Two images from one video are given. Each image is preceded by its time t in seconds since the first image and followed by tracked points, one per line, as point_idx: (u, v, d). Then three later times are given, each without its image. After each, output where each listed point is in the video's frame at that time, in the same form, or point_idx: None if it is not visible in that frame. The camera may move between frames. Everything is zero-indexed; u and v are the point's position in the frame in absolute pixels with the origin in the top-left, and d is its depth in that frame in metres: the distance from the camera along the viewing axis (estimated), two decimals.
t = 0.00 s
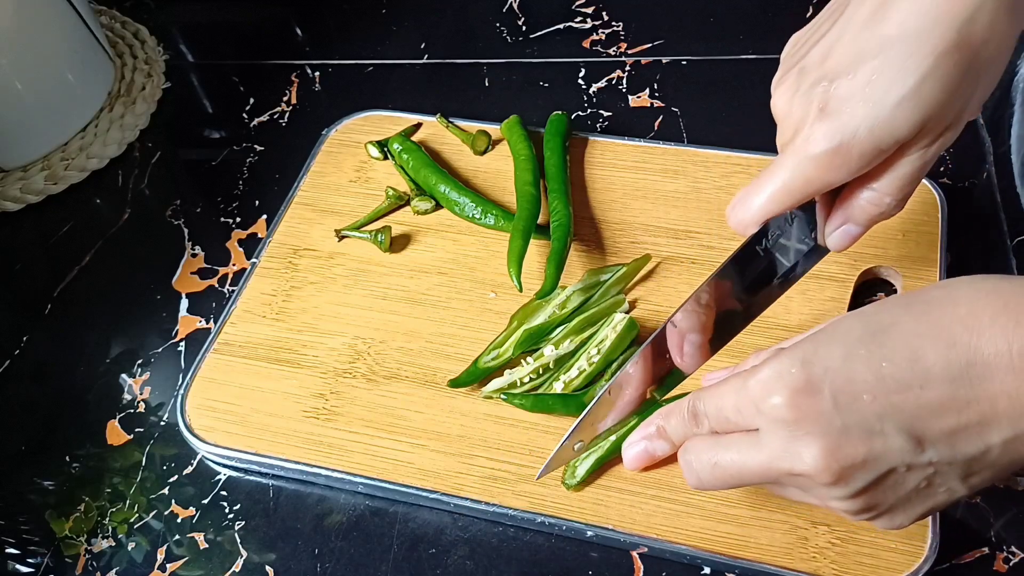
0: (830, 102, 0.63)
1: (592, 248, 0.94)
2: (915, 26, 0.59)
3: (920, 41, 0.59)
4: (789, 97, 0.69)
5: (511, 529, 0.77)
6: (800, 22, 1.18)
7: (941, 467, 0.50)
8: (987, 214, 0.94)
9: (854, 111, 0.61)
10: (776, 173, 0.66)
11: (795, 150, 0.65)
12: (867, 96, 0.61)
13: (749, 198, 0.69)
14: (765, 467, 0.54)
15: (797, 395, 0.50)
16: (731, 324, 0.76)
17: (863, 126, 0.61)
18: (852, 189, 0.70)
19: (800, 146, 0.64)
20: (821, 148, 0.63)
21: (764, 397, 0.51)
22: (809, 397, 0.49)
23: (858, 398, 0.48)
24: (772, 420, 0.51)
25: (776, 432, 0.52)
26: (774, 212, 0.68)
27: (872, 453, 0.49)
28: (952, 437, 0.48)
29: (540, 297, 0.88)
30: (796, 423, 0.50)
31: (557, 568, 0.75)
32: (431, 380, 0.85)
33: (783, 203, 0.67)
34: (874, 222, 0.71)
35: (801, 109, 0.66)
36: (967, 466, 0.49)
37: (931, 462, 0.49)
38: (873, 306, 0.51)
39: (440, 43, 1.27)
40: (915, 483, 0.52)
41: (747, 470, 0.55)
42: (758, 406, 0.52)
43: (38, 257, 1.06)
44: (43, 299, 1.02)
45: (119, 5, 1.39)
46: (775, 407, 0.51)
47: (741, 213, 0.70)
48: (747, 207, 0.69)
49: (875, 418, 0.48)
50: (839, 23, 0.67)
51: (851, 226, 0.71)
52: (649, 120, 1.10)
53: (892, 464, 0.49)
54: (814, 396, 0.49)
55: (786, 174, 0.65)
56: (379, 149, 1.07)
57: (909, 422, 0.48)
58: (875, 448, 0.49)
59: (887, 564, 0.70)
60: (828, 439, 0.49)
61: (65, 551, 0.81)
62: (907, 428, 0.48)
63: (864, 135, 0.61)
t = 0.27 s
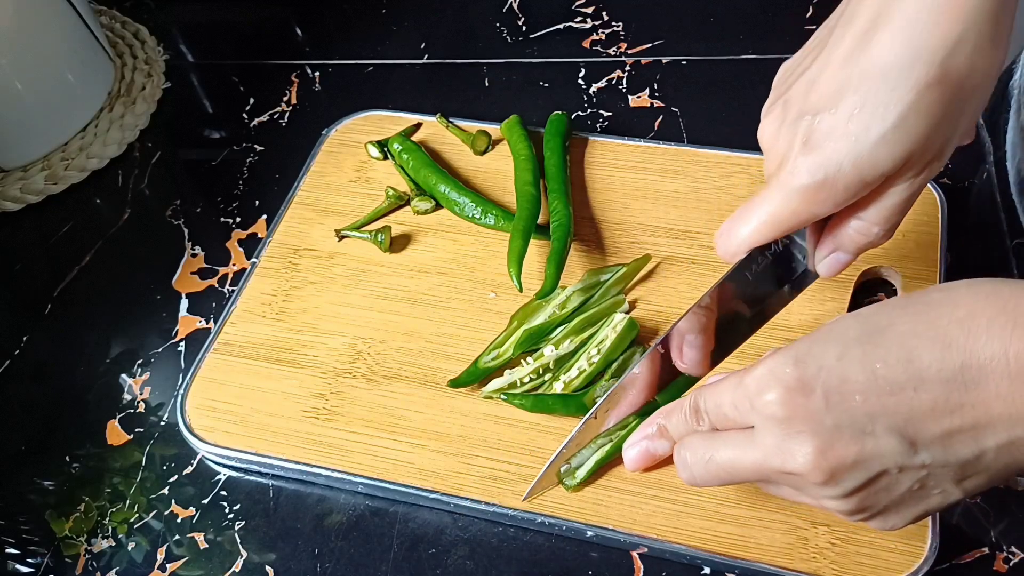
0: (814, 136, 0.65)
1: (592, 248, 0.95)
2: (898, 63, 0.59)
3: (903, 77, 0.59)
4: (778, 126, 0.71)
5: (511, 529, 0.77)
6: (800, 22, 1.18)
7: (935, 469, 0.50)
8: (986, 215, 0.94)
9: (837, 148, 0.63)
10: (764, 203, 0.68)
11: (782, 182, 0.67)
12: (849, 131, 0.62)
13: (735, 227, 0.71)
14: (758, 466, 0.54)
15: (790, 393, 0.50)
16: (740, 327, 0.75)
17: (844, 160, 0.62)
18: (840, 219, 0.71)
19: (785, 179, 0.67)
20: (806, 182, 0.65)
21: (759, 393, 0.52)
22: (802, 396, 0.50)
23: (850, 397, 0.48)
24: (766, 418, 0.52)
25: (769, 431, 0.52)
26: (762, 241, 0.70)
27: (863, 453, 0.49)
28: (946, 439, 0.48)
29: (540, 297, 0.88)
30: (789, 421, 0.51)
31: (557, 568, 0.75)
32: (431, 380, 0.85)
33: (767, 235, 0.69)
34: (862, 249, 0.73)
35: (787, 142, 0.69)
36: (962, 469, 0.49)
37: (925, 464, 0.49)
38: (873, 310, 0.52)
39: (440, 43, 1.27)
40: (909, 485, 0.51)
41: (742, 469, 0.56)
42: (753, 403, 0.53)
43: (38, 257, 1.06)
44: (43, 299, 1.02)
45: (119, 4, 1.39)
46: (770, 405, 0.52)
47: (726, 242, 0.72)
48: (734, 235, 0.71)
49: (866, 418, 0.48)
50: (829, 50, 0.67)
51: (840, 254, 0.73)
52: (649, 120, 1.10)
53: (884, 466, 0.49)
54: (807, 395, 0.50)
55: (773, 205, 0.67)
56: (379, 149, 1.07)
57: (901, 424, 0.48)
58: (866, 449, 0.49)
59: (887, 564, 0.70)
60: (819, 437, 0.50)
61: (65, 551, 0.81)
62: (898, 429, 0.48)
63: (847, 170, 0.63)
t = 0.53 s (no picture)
0: (813, 201, 0.67)
1: (592, 248, 0.95)
2: (901, 146, 0.61)
3: (905, 160, 0.61)
4: (775, 188, 0.73)
5: (511, 529, 0.77)
6: (800, 22, 1.18)
7: (932, 471, 0.50)
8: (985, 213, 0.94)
9: (834, 216, 0.65)
10: (757, 255, 0.71)
11: (778, 240, 0.69)
12: (847, 202, 0.64)
13: (728, 276, 0.73)
14: (756, 466, 0.55)
15: (788, 394, 0.51)
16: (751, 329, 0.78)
17: (842, 229, 0.64)
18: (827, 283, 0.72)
19: (781, 240, 0.68)
20: (801, 242, 0.67)
21: (759, 393, 0.53)
22: (801, 397, 0.51)
23: (848, 399, 0.49)
24: (765, 418, 0.53)
25: (768, 431, 0.53)
26: (751, 289, 0.72)
27: (860, 455, 0.49)
28: (943, 442, 0.48)
29: (540, 297, 0.88)
30: (787, 421, 0.51)
31: (557, 568, 0.75)
32: (431, 380, 0.85)
33: (760, 286, 0.72)
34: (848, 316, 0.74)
35: (784, 205, 0.70)
36: (960, 471, 0.49)
37: (922, 466, 0.50)
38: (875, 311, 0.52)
39: (440, 43, 1.27)
40: (907, 487, 0.52)
41: (741, 468, 0.57)
42: (754, 403, 0.54)
43: (38, 257, 1.06)
44: (43, 299, 1.02)
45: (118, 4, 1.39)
46: (769, 405, 0.52)
47: (719, 287, 0.74)
48: (725, 282, 0.74)
49: (863, 420, 0.49)
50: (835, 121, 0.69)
51: (822, 315, 0.74)
52: (649, 120, 1.10)
53: (881, 467, 0.50)
54: (805, 396, 0.50)
55: (767, 259, 0.70)
56: (379, 149, 1.07)
57: (898, 426, 0.48)
58: (863, 450, 0.49)
59: (887, 564, 0.70)
60: (817, 438, 0.50)
61: (65, 551, 0.81)
62: (895, 431, 0.48)
63: (843, 237, 0.65)
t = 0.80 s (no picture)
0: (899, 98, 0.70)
1: (592, 248, 0.95)
2: (977, 34, 0.63)
3: (984, 49, 0.63)
4: (860, 93, 0.77)
5: (511, 529, 0.77)
6: (800, 22, 1.18)
7: (945, 470, 0.50)
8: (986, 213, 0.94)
9: (920, 110, 0.68)
10: (848, 162, 0.75)
11: (867, 142, 0.73)
12: (932, 96, 0.67)
13: (824, 185, 0.77)
14: (770, 473, 0.54)
15: (802, 401, 0.50)
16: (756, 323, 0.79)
17: (931, 120, 0.68)
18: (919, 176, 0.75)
19: (871, 139, 0.73)
20: (890, 141, 0.71)
21: (769, 402, 0.52)
22: (815, 404, 0.49)
23: (863, 404, 0.48)
24: (776, 426, 0.52)
25: (782, 438, 0.52)
26: (844, 199, 0.76)
27: (877, 459, 0.49)
28: (955, 440, 0.48)
29: (540, 297, 0.89)
30: (802, 429, 0.50)
31: (557, 568, 0.75)
32: (431, 380, 0.85)
33: (856, 190, 0.75)
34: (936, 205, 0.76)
35: (870, 108, 0.74)
36: (972, 469, 0.50)
37: (936, 466, 0.50)
38: (877, 313, 0.51)
39: (440, 43, 1.27)
40: (920, 487, 0.52)
41: (751, 474, 0.56)
42: (764, 412, 0.52)
43: (37, 257, 1.06)
44: (43, 299, 1.02)
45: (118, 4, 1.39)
46: (782, 413, 0.51)
47: (807, 199, 0.79)
48: (812, 195, 0.79)
49: (879, 424, 0.48)
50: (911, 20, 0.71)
51: (916, 212, 0.78)
52: (649, 120, 1.10)
53: (897, 469, 0.50)
54: (820, 403, 0.49)
55: (858, 163, 0.74)
56: (379, 149, 1.07)
57: (913, 428, 0.48)
58: (880, 454, 0.49)
59: (888, 564, 0.70)
60: (834, 445, 0.49)
61: (65, 551, 0.81)
62: (910, 432, 0.48)
63: (930, 130, 0.68)
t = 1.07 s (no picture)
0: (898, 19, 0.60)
1: (592, 248, 0.94)
2: None
3: None
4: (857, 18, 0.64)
5: (511, 529, 0.77)
6: (800, 22, 1.18)
7: (902, 439, 0.53)
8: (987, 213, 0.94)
9: (920, 34, 0.58)
10: (827, 92, 0.65)
11: (853, 69, 0.62)
12: (936, 14, 0.57)
13: (807, 107, 0.67)
14: (734, 443, 0.57)
15: (764, 368, 0.53)
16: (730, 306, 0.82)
17: (927, 45, 0.58)
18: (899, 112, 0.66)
19: (862, 65, 0.61)
20: (883, 66, 0.60)
21: (731, 370, 0.54)
22: (775, 371, 0.53)
23: (824, 372, 0.51)
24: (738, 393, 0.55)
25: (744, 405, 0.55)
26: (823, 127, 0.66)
27: (836, 423, 0.52)
28: (914, 410, 0.51)
29: (540, 297, 0.88)
30: (761, 395, 0.53)
31: (557, 568, 0.75)
32: (431, 380, 0.85)
33: (839, 116, 0.65)
34: (911, 145, 0.66)
35: (866, 31, 0.62)
36: (927, 438, 0.53)
37: (892, 435, 0.53)
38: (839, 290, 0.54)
39: (440, 43, 1.27)
40: (876, 455, 0.55)
41: (711, 445, 0.59)
42: (723, 381, 0.55)
43: (38, 257, 1.06)
44: (43, 299, 1.02)
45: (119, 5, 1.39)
46: (744, 381, 0.54)
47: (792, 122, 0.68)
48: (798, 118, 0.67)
49: (840, 391, 0.51)
50: None
51: (892, 148, 0.67)
52: (649, 120, 1.10)
53: (854, 434, 0.53)
54: (781, 370, 0.52)
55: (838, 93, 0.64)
56: (379, 149, 1.07)
57: (873, 397, 0.51)
58: (838, 419, 0.52)
59: (888, 564, 0.70)
60: (791, 409, 0.53)
61: (65, 551, 0.81)
62: (870, 401, 0.51)
63: (924, 59, 0.59)
